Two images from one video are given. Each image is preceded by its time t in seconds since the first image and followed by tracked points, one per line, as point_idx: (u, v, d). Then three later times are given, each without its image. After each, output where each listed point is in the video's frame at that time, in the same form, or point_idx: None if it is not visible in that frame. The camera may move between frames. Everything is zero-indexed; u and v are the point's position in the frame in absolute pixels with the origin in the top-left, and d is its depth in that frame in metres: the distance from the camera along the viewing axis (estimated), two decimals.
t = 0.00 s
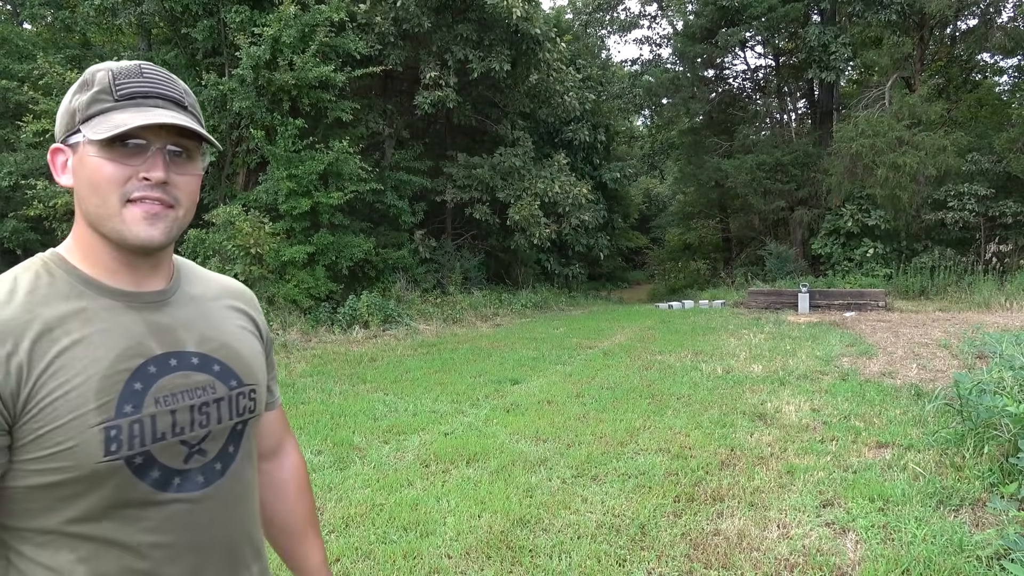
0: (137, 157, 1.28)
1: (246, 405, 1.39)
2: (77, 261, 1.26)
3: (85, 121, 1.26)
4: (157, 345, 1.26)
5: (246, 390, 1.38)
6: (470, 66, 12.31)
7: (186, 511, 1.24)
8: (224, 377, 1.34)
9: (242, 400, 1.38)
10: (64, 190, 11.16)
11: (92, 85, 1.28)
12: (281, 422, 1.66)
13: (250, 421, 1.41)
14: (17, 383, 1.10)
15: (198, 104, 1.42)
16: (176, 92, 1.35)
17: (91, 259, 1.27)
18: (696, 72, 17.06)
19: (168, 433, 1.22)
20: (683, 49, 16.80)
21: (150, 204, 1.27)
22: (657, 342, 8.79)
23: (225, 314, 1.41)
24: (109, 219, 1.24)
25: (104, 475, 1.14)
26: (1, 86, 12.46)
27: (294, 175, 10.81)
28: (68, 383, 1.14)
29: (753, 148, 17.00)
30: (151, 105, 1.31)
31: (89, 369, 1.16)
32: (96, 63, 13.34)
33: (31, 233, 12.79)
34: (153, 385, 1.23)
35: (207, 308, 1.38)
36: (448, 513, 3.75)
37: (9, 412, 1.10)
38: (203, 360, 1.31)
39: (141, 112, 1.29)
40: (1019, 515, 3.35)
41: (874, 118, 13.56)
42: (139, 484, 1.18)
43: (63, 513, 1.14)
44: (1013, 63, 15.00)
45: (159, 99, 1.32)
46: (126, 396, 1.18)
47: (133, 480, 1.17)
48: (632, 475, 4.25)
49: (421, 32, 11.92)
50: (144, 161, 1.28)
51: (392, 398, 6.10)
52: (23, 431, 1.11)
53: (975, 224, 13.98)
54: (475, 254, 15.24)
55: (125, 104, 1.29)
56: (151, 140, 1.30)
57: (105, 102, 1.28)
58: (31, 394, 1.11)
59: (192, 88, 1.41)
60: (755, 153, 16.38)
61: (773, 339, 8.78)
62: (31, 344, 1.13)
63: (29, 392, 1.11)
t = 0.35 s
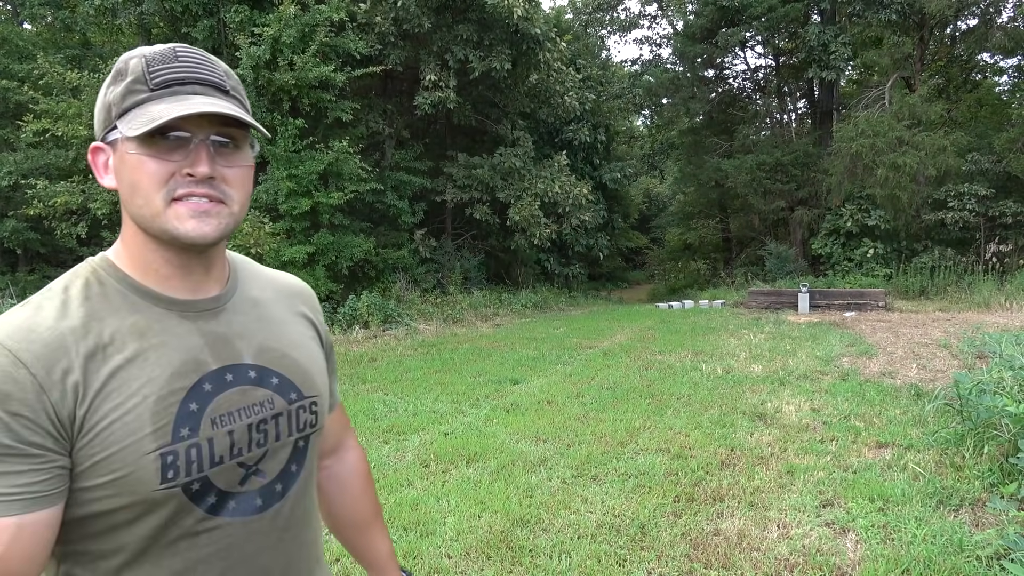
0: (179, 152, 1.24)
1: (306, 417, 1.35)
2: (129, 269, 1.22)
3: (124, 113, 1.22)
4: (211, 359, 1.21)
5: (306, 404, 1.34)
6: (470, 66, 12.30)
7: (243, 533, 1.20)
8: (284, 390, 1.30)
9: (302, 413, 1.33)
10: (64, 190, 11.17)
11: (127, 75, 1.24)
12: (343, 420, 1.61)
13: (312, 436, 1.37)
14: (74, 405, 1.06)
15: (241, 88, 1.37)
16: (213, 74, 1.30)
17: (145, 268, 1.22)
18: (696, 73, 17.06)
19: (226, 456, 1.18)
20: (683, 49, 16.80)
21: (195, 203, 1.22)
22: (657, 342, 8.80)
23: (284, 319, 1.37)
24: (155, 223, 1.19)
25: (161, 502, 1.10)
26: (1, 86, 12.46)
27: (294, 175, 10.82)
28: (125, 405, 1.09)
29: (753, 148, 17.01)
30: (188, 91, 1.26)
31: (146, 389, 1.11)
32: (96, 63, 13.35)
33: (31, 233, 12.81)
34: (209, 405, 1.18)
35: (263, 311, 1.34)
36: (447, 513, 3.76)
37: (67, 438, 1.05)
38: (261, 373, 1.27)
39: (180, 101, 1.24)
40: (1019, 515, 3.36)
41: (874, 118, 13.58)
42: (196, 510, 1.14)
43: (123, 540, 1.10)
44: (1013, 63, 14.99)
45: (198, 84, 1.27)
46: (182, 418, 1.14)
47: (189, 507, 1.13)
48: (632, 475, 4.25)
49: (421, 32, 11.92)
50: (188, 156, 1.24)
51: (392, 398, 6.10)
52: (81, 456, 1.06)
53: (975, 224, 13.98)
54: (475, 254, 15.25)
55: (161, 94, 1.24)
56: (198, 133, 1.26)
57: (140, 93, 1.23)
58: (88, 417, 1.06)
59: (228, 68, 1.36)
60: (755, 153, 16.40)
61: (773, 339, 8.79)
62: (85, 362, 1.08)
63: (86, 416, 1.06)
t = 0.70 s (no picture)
0: (267, 147, 1.27)
1: (395, 422, 1.40)
2: (223, 264, 1.33)
3: (219, 109, 1.26)
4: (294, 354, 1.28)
5: (394, 407, 1.39)
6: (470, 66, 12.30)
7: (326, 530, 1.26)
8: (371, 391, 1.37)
9: (390, 415, 1.39)
10: (64, 190, 11.18)
11: (226, 72, 1.28)
12: (456, 433, 1.65)
13: (399, 438, 1.42)
14: (167, 376, 1.15)
15: (334, 86, 1.39)
16: (306, 72, 1.32)
17: (236, 262, 1.32)
18: (695, 72, 17.06)
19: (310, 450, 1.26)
20: (682, 49, 16.81)
21: (281, 200, 1.25)
22: (657, 342, 8.80)
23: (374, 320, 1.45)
24: (243, 217, 1.25)
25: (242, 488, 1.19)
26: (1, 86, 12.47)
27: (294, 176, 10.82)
28: (211, 387, 1.18)
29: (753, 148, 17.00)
30: (281, 89, 1.28)
31: (229, 374, 1.20)
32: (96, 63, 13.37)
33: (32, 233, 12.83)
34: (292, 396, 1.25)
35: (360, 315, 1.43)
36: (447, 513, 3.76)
37: (159, 405, 1.14)
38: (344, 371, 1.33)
39: (270, 97, 1.25)
40: (1018, 515, 3.36)
41: (874, 118, 13.60)
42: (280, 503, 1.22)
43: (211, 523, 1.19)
44: (1013, 63, 14.99)
45: (290, 82, 1.29)
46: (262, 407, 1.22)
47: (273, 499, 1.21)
48: (631, 475, 4.25)
49: (421, 32, 11.93)
50: (275, 153, 1.27)
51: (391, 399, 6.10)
52: (172, 428, 1.15)
53: (975, 224, 13.97)
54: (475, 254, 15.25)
55: (254, 90, 1.26)
56: (288, 126, 1.29)
57: (236, 90, 1.27)
58: (176, 392, 1.16)
59: (324, 66, 1.38)
60: (755, 153, 16.40)
61: (773, 339, 8.79)
62: (177, 340, 1.18)
63: (175, 390, 1.16)
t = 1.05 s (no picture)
0: (343, 148, 1.40)
1: (461, 424, 1.47)
2: (301, 262, 1.44)
3: (301, 112, 1.39)
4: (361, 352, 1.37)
5: (460, 409, 1.46)
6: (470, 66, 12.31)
7: (385, 529, 1.31)
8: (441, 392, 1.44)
9: (455, 417, 1.45)
10: (64, 190, 11.20)
11: (306, 77, 1.41)
12: (533, 437, 1.71)
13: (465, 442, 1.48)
14: (245, 367, 1.26)
15: (409, 88, 1.49)
16: (382, 75, 1.43)
17: (313, 260, 1.43)
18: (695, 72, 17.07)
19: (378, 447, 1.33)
20: (682, 49, 16.82)
21: (355, 199, 1.37)
22: (657, 342, 8.79)
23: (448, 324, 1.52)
24: (319, 215, 1.38)
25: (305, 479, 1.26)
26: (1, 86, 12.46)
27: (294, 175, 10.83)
28: (285, 380, 1.28)
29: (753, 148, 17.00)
30: (357, 91, 1.39)
31: (301, 370, 1.30)
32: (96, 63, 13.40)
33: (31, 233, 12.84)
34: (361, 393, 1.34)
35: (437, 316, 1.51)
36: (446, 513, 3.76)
37: (238, 392, 1.24)
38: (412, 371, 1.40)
39: (344, 101, 1.38)
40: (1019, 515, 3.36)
41: (874, 118, 13.61)
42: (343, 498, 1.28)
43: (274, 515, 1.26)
44: (1013, 63, 14.99)
45: (365, 84, 1.41)
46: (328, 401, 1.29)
47: (339, 493, 1.28)
48: (631, 475, 4.25)
49: (421, 32, 11.93)
50: (349, 154, 1.40)
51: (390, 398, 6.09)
52: (248, 416, 1.25)
53: (975, 224, 13.96)
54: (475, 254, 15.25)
55: (332, 93, 1.39)
56: (364, 129, 1.41)
57: (315, 93, 1.39)
58: (252, 383, 1.26)
59: (399, 68, 1.49)
60: (755, 154, 16.40)
61: (773, 339, 8.79)
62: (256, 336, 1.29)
63: (252, 380, 1.26)
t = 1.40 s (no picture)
0: (375, 150, 1.40)
1: (486, 428, 1.47)
2: (333, 262, 1.45)
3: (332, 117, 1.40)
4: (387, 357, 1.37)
5: (485, 414, 1.47)
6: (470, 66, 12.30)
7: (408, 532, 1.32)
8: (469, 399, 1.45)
9: (481, 422, 1.46)
10: (64, 190, 11.21)
11: (339, 80, 1.42)
12: (581, 424, 1.71)
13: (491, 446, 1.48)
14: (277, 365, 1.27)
15: (440, 90, 1.49)
16: (413, 76, 1.43)
17: (344, 261, 1.44)
18: (695, 73, 17.07)
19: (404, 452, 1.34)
20: (682, 49, 16.83)
21: (386, 201, 1.38)
22: (657, 342, 8.79)
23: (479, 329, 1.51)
24: (351, 218, 1.38)
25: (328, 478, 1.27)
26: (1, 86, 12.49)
27: (294, 176, 10.84)
28: (314, 380, 1.29)
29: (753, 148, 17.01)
30: (388, 93, 1.40)
31: (330, 370, 1.31)
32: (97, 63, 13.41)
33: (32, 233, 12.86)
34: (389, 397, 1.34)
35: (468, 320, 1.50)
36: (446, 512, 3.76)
37: (270, 390, 1.25)
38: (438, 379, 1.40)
39: (376, 103, 1.38)
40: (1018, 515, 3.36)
41: (874, 118, 13.61)
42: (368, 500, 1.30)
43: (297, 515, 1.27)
44: (1013, 63, 14.98)
45: (397, 86, 1.41)
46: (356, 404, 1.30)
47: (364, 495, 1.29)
48: (631, 476, 4.25)
49: (421, 32, 11.94)
50: (380, 155, 1.40)
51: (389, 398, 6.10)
52: (279, 414, 1.26)
53: (975, 224, 13.96)
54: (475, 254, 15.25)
55: (363, 96, 1.39)
56: (393, 133, 1.42)
57: (347, 96, 1.40)
58: (283, 382, 1.27)
59: (431, 69, 1.49)
60: (755, 154, 16.41)
61: (773, 339, 8.79)
62: (287, 333, 1.30)
63: (283, 379, 1.27)
